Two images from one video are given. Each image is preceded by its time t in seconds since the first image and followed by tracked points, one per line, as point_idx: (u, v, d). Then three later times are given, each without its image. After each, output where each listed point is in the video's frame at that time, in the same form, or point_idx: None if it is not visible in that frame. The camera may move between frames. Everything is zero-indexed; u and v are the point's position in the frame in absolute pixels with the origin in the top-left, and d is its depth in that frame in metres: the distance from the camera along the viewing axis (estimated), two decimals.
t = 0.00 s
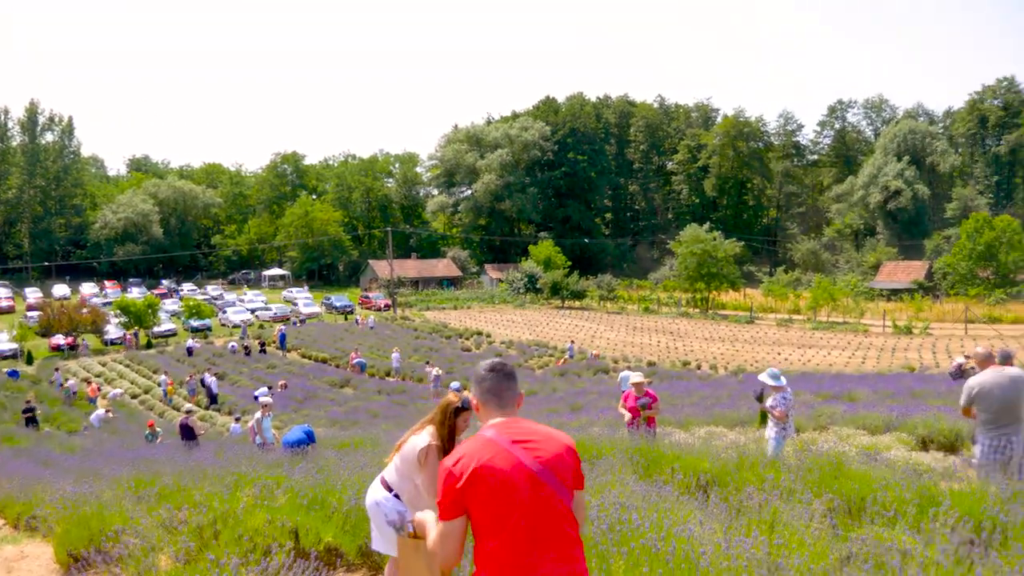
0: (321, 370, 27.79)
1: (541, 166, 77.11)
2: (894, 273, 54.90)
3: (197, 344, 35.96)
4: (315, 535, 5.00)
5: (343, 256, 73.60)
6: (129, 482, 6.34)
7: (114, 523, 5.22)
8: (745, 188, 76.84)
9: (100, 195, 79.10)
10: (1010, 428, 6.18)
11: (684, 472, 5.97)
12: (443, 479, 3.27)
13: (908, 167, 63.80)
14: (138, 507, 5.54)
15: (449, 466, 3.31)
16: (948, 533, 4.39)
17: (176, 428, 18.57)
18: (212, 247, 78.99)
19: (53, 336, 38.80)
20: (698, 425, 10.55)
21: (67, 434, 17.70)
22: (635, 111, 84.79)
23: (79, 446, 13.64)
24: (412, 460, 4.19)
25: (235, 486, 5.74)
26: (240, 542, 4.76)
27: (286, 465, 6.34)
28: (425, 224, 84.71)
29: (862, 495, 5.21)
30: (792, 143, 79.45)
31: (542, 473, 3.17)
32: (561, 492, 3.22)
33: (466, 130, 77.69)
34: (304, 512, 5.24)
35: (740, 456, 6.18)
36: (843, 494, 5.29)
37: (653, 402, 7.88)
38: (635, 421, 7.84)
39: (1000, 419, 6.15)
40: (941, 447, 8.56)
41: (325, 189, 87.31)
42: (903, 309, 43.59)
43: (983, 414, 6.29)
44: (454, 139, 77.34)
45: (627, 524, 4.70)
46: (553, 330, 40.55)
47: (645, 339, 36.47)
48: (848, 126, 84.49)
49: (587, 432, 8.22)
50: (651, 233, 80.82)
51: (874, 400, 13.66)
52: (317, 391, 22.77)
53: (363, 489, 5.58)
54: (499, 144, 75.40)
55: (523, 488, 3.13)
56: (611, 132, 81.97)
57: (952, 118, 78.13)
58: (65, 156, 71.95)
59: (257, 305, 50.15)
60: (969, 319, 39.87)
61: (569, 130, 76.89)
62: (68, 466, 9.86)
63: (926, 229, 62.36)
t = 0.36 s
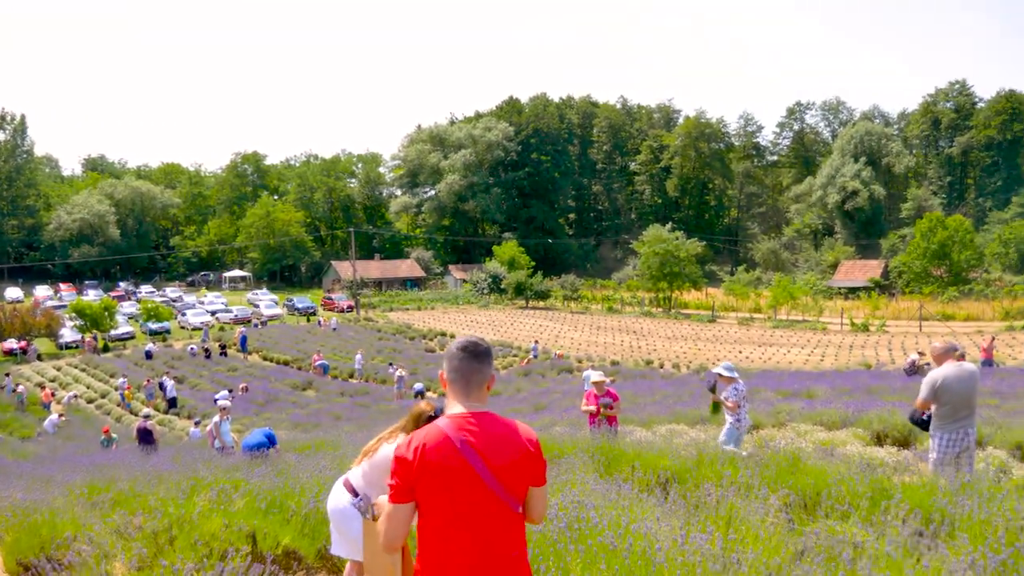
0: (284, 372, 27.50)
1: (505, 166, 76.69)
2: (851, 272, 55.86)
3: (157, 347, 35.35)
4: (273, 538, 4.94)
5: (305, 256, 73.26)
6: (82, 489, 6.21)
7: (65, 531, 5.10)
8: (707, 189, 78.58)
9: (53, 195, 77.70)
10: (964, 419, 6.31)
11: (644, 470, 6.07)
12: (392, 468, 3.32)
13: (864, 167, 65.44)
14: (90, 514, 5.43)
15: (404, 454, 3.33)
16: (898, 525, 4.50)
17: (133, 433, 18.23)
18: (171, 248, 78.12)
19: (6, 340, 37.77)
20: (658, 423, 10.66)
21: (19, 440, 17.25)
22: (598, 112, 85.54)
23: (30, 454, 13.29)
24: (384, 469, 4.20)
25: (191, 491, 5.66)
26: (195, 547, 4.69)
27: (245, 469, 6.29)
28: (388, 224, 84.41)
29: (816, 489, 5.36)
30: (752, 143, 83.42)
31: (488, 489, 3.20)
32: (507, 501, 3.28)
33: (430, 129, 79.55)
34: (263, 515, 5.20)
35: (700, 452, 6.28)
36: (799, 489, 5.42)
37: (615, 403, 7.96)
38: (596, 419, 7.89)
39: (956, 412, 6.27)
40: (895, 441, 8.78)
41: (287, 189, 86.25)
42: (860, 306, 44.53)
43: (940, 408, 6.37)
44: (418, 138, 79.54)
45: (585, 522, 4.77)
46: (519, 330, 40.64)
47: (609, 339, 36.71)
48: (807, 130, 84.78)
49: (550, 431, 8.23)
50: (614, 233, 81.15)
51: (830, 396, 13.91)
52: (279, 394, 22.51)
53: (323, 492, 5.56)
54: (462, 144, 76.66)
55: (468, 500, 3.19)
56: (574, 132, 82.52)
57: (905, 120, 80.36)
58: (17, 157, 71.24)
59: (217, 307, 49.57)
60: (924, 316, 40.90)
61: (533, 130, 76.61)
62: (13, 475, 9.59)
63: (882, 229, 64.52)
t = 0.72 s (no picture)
0: (243, 375, 27.16)
1: (466, 166, 77.90)
2: (808, 271, 56.79)
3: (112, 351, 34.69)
4: (226, 543, 4.89)
5: (264, 258, 72.88)
6: (31, 495, 6.08)
7: (11, 538, 4.98)
8: (667, 189, 79.28)
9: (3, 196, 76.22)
10: (916, 414, 6.48)
11: (601, 468, 6.27)
12: (334, 466, 3.36)
13: (820, 168, 67.12)
14: (37, 521, 5.31)
15: (348, 453, 3.37)
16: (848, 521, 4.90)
17: (86, 439, 17.88)
18: (126, 249, 77.29)
19: None
20: (618, 422, 10.72)
21: None
22: (559, 112, 86.24)
23: None
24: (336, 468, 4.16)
25: (142, 496, 5.59)
26: (148, 555, 4.62)
27: (200, 473, 6.23)
28: (349, 224, 84.07)
29: (768, 485, 5.71)
30: (710, 145, 83.58)
31: (428, 496, 3.25)
32: (446, 507, 3.32)
33: (391, 129, 79.34)
34: (216, 520, 5.15)
35: (656, 451, 6.50)
36: (751, 484, 5.75)
37: (572, 401, 8.02)
38: (554, 419, 7.95)
39: (909, 410, 6.42)
40: (849, 436, 8.89)
41: (246, 189, 85.52)
42: (816, 305, 45.29)
43: (895, 407, 6.48)
44: (379, 138, 79.31)
45: (540, 521, 4.95)
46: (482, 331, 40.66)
47: (571, 339, 36.81)
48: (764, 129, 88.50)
49: (509, 431, 8.24)
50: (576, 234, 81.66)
51: (786, 393, 14.10)
52: (237, 397, 22.25)
53: (278, 494, 5.54)
54: (424, 144, 76.94)
55: (405, 505, 3.24)
56: (535, 133, 82.94)
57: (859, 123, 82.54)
58: None
59: (175, 310, 48.91)
60: (879, 313, 41.70)
61: (494, 131, 77.97)
62: None
63: (837, 228, 66.16)
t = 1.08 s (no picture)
0: (197, 379, 26.75)
1: (424, 166, 79.49)
2: (763, 270, 57.98)
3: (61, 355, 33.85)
4: (175, 549, 4.83)
5: (219, 259, 72.48)
6: None
7: None
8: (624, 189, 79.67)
9: None
10: (864, 409, 6.65)
11: (555, 466, 6.67)
12: (275, 464, 3.68)
13: (774, 169, 69.82)
14: None
15: (284, 453, 3.67)
16: (794, 514, 5.49)
17: (31, 446, 17.46)
18: (75, 252, 76.74)
19: None
20: (575, 421, 10.81)
21: None
22: (516, 113, 87.52)
23: None
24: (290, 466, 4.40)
25: (87, 503, 5.49)
26: (93, 562, 4.54)
27: (150, 478, 6.16)
28: (306, 226, 83.61)
29: (720, 480, 6.25)
30: (667, 145, 85.37)
31: (361, 494, 3.52)
32: (378, 505, 3.58)
33: (348, 129, 80.21)
34: (164, 526, 5.10)
35: (609, 448, 6.89)
36: (703, 480, 6.28)
37: (528, 401, 8.08)
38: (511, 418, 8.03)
39: (859, 404, 6.58)
40: (799, 432, 8.98)
41: (199, 189, 84.75)
42: (770, 304, 46.17)
43: (846, 401, 6.63)
44: (335, 138, 79.96)
45: (493, 520, 5.44)
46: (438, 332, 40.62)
47: (531, 339, 36.88)
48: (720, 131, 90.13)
49: (466, 431, 8.27)
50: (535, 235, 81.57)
51: (740, 391, 14.37)
52: (191, 401, 21.93)
53: (229, 498, 5.53)
54: (382, 144, 78.37)
55: (341, 502, 3.54)
56: (494, 133, 83.30)
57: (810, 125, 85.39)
58: None
59: (126, 313, 47.93)
60: (831, 310, 42.59)
61: (452, 131, 79.64)
62: None
63: (792, 229, 68.83)
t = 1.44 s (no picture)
0: (144, 383, 26.24)
1: (378, 166, 78.67)
2: (715, 269, 58.91)
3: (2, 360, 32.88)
4: (117, 556, 4.77)
5: (167, 261, 71.06)
6: None
7: None
8: (579, 189, 81.76)
9: None
10: (809, 404, 6.81)
11: (507, 465, 6.78)
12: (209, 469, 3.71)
13: (725, 170, 71.35)
14: None
15: (218, 459, 3.70)
16: (740, 508, 5.74)
17: None
18: (16, 254, 75.76)
19: None
20: (527, 421, 10.92)
21: None
22: (471, 114, 88.01)
23: None
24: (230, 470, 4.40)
25: (26, 511, 5.40)
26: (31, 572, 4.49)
27: (93, 485, 6.08)
28: (258, 226, 82.57)
29: (669, 477, 6.43)
30: (621, 146, 87.02)
31: (294, 497, 3.56)
32: (313, 507, 3.61)
33: (300, 129, 78.72)
34: (106, 534, 5.03)
35: (560, 447, 7.03)
36: (652, 476, 6.46)
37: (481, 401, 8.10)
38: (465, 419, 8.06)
39: (804, 399, 6.74)
40: (748, 428, 9.21)
41: (146, 189, 83.46)
42: (722, 303, 46.88)
43: (791, 396, 6.77)
44: (287, 137, 78.36)
45: (442, 520, 5.61)
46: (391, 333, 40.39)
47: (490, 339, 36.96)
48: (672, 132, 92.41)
49: (418, 432, 8.28)
50: (491, 235, 83.43)
51: (691, 388, 14.63)
52: (139, 405, 21.51)
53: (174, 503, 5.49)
54: (334, 144, 77.08)
55: (273, 506, 3.57)
56: (449, 133, 83.84)
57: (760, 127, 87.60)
58: None
59: (70, 316, 46.81)
60: (781, 309, 43.33)
61: (406, 132, 79.60)
62: None
63: (742, 229, 69.90)
